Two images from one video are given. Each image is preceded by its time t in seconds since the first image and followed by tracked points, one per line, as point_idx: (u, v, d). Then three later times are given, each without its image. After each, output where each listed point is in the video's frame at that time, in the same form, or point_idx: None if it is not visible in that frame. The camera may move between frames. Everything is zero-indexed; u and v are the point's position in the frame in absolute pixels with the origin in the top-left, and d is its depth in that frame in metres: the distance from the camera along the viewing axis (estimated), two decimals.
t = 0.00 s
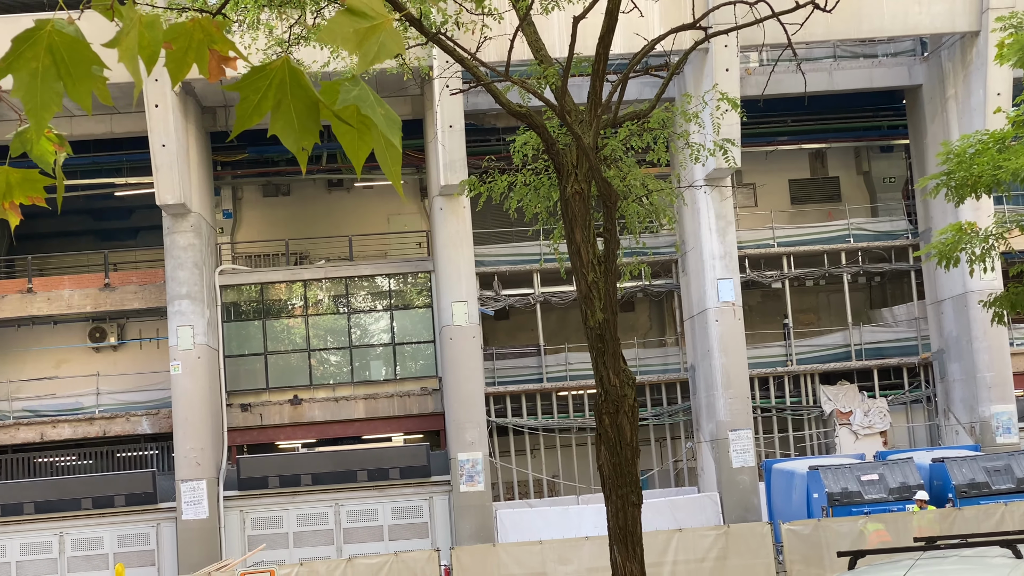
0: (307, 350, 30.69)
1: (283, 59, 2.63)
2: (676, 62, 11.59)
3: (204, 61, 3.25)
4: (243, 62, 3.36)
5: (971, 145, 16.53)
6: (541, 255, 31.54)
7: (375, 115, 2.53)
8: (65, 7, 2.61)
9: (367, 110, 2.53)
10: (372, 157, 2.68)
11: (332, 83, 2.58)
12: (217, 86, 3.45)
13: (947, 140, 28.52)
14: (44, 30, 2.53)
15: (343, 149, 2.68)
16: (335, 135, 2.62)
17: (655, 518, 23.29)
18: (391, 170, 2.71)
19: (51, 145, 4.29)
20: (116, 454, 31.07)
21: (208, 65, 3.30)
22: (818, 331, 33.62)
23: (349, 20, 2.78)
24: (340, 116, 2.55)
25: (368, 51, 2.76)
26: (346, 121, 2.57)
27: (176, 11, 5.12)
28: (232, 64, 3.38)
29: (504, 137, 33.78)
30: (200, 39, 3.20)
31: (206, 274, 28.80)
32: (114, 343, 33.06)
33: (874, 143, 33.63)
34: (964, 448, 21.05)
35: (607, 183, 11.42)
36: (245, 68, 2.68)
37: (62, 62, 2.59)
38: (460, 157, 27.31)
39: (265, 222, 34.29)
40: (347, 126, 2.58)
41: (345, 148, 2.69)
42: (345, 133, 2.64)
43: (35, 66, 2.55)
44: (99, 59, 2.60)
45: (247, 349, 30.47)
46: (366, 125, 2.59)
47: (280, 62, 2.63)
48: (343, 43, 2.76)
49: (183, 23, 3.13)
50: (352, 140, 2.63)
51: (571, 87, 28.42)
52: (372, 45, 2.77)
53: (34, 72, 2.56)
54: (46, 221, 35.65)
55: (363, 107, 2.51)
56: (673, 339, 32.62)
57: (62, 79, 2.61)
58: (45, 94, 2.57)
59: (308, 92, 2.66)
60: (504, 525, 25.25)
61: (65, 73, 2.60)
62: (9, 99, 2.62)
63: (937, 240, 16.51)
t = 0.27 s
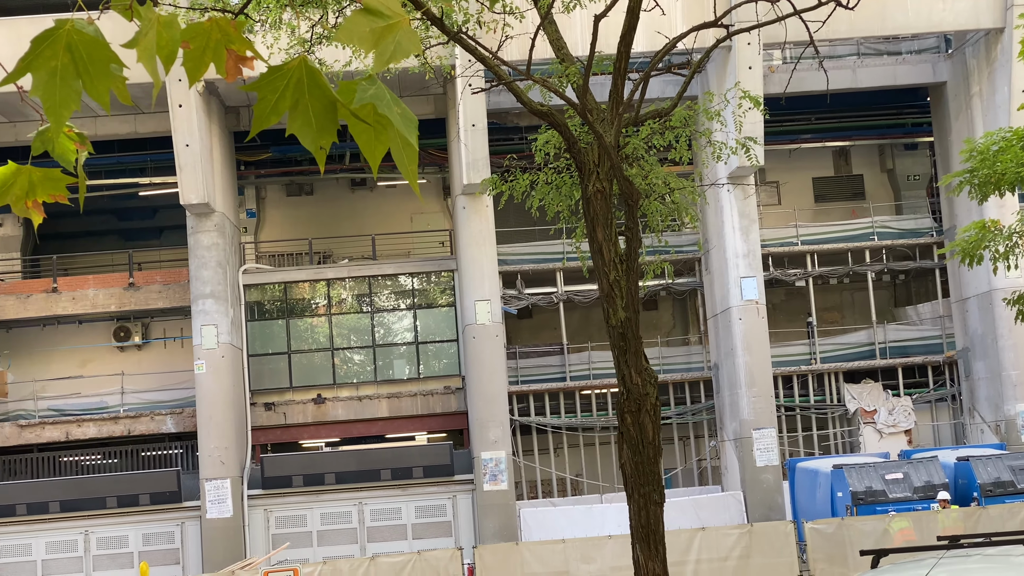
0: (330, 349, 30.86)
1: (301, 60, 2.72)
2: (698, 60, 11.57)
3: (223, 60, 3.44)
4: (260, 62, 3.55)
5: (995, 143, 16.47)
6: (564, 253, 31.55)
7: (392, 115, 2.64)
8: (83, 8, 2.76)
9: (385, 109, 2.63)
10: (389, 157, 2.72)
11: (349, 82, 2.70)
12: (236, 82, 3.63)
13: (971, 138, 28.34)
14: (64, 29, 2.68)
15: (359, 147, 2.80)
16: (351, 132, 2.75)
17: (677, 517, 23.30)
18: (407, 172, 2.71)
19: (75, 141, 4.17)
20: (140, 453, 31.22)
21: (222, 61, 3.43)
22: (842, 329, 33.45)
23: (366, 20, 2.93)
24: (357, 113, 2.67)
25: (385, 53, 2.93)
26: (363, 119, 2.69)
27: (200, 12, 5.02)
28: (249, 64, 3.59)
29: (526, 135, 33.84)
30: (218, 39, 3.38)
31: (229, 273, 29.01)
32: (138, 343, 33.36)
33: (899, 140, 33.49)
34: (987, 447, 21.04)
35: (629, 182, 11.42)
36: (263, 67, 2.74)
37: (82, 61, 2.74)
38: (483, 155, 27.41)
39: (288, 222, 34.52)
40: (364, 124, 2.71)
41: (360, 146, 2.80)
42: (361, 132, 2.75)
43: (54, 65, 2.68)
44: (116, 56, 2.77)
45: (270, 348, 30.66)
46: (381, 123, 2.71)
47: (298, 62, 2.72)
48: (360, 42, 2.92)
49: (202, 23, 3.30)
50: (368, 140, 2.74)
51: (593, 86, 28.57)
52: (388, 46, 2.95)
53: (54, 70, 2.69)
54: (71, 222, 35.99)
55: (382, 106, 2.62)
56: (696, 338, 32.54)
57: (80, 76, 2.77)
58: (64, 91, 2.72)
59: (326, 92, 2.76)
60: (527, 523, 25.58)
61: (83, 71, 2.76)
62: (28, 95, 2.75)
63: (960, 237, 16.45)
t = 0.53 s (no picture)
0: (356, 349, 31.06)
1: (322, 60, 2.78)
2: (722, 59, 11.59)
3: (246, 62, 3.49)
4: (285, 63, 3.59)
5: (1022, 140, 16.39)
6: (589, 253, 31.59)
7: (413, 116, 2.64)
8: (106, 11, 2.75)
9: (406, 111, 2.64)
10: (411, 158, 2.76)
11: (371, 83, 2.69)
12: (262, 84, 3.66)
13: (998, 135, 28.13)
14: (88, 33, 2.66)
15: (383, 149, 2.81)
16: (373, 133, 2.76)
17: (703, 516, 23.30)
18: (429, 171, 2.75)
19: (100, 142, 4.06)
20: (167, 451, 31.32)
21: (248, 65, 3.51)
22: (869, 328, 33.28)
23: (387, 21, 2.85)
24: (379, 116, 2.68)
25: (407, 53, 2.87)
26: (385, 122, 2.70)
27: (224, 11, 4.76)
28: (274, 65, 3.63)
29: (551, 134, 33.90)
30: (242, 41, 3.43)
31: (256, 272, 29.23)
32: (165, 342, 33.69)
33: (926, 138, 33.30)
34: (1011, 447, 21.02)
35: (654, 181, 11.44)
36: (288, 70, 2.82)
37: (106, 64, 2.72)
38: (507, 155, 27.48)
39: (314, 221, 34.75)
40: (386, 125, 2.71)
41: (383, 147, 2.81)
42: (383, 133, 2.76)
43: (79, 69, 2.68)
44: (140, 60, 2.74)
45: (297, 347, 30.88)
46: (404, 124, 2.71)
47: (319, 63, 2.80)
48: (381, 43, 2.84)
49: (227, 26, 3.35)
50: (391, 141, 2.76)
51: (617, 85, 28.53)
52: (410, 46, 2.87)
53: (78, 73, 2.69)
54: (98, 222, 36.38)
55: (402, 107, 2.63)
56: (722, 337, 32.47)
57: (105, 79, 2.75)
58: (88, 94, 2.71)
59: (347, 94, 2.82)
60: (553, 522, 25.69)
61: (108, 74, 2.74)
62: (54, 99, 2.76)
63: (988, 235, 16.36)
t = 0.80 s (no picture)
0: (385, 348, 31.20)
1: (349, 58, 2.87)
2: (751, 56, 11.56)
3: (273, 60, 3.61)
4: (310, 62, 3.70)
5: None
6: (618, 251, 31.57)
7: (441, 114, 2.70)
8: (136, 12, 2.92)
9: (432, 107, 2.70)
10: (438, 156, 2.79)
11: (397, 81, 2.77)
12: (287, 82, 3.80)
13: None
14: (117, 32, 2.84)
15: (409, 146, 2.85)
16: (400, 131, 2.82)
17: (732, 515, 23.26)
18: (456, 169, 2.78)
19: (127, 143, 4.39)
20: (198, 450, 31.89)
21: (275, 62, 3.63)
22: (901, 326, 33.02)
23: (414, 19, 2.94)
24: (406, 113, 2.75)
25: (433, 50, 2.92)
26: (412, 118, 2.76)
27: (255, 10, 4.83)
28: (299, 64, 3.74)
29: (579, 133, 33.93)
30: (268, 39, 3.54)
31: (285, 271, 29.44)
32: (195, 342, 34.06)
33: (958, 135, 33.01)
34: None
35: (683, 179, 11.45)
36: (314, 69, 2.91)
37: (135, 64, 2.90)
38: (536, 153, 27.52)
39: (343, 221, 34.97)
40: (412, 122, 2.77)
41: (409, 144, 2.86)
42: (411, 130, 2.81)
43: (107, 68, 2.86)
44: (168, 60, 2.92)
45: (326, 346, 31.09)
46: (431, 122, 2.77)
47: (347, 61, 2.88)
48: (408, 42, 2.93)
49: (253, 24, 3.48)
50: (417, 140, 2.82)
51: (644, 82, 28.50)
52: (436, 44, 2.93)
53: (107, 74, 2.87)
54: (129, 222, 36.79)
55: (429, 105, 2.69)
56: (752, 336, 32.33)
57: (134, 80, 2.93)
58: (116, 93, 2.90)
59: (373, 91, 2.89)
60: (583, 521, 25.78)
61: (136, 74, 2.92)
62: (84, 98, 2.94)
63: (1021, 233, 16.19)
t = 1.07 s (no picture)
0: (418, 346, 31.34)
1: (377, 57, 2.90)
2: (786, 51, 11.46)
3: (304, 59, 3.66)
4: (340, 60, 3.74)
5: None
6: (651, 249, 31.50)
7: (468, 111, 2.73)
8: (167, 12, 3.06)
9: (460, 104, 2.74)
10: (466, 154, 2.79)
11: (426, 79, 2.80)
12: (317, 81, 3.85)
13: None
14: (148, 32, 2.96)
15: (437, 143, 2.88)
16: (428, 129, 2.85)
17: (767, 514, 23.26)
18: (483, 167, 2.78)
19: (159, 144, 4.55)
20: (232, 449, 32.22)
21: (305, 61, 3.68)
22: (937, 324, 32.69)
23: (444, 17, 2.99)
24: (434, 111, 2.77)
25: (462, 49, 2.97)
26: (440, 116, 2.78)
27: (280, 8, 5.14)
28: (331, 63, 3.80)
29: (612, 130, 33.91)
30: (299, 39, 3.59)
31: (318, 270, 29.65)
32: (229, 340, 34.41)
33: (995, 131, 32.63)
34: None
35: (716, 176, 11.40)
36: (344, 67, 2.96)
37: (166, 64, 3.04)
38: (568, 151, 27.53)
39: (376, 219, 35.17)
40: (442, 121, 2.80)
41: (439, 142, 2.89)
42: (439, 128, 2.85)
43: (138, 68, 2.99)
44: (198, 59, 3.05)
45: (359, 345, 31.28)
46: (459, 119, 2.79)
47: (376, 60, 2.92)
48: (437, 39, 2.98)
49: (282, 23, 3.52)
50: (444, 136, 2.86)
51: (678, 79, 28.45)
52: (465, 42, 2.99)
53: (138, 73, 3.00)
54: (164, 221, 37.21)
55: (457, 103, 2.73)
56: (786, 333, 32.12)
57: (165, 80, 3.05)
58: (147, 93, 3.02)
59: (403, 88, 2.92)
60: (617, 519, 25.82)
61: (166, 74, 3.05)
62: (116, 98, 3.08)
63: None
